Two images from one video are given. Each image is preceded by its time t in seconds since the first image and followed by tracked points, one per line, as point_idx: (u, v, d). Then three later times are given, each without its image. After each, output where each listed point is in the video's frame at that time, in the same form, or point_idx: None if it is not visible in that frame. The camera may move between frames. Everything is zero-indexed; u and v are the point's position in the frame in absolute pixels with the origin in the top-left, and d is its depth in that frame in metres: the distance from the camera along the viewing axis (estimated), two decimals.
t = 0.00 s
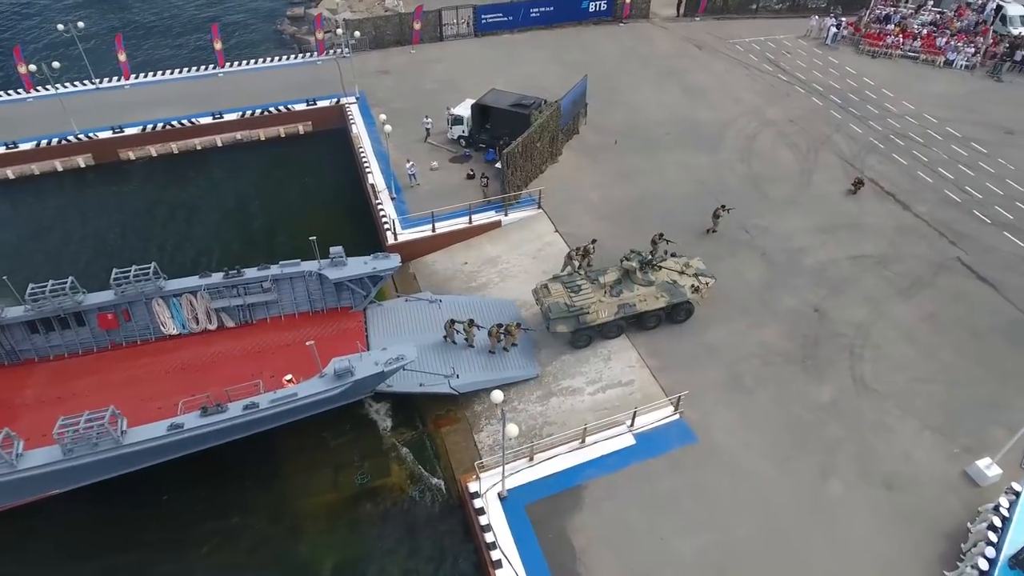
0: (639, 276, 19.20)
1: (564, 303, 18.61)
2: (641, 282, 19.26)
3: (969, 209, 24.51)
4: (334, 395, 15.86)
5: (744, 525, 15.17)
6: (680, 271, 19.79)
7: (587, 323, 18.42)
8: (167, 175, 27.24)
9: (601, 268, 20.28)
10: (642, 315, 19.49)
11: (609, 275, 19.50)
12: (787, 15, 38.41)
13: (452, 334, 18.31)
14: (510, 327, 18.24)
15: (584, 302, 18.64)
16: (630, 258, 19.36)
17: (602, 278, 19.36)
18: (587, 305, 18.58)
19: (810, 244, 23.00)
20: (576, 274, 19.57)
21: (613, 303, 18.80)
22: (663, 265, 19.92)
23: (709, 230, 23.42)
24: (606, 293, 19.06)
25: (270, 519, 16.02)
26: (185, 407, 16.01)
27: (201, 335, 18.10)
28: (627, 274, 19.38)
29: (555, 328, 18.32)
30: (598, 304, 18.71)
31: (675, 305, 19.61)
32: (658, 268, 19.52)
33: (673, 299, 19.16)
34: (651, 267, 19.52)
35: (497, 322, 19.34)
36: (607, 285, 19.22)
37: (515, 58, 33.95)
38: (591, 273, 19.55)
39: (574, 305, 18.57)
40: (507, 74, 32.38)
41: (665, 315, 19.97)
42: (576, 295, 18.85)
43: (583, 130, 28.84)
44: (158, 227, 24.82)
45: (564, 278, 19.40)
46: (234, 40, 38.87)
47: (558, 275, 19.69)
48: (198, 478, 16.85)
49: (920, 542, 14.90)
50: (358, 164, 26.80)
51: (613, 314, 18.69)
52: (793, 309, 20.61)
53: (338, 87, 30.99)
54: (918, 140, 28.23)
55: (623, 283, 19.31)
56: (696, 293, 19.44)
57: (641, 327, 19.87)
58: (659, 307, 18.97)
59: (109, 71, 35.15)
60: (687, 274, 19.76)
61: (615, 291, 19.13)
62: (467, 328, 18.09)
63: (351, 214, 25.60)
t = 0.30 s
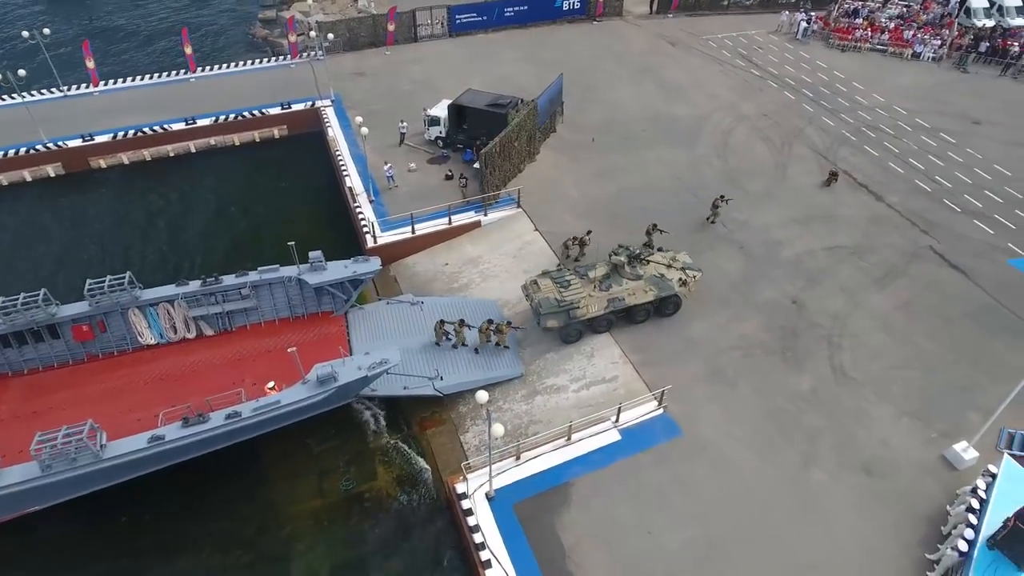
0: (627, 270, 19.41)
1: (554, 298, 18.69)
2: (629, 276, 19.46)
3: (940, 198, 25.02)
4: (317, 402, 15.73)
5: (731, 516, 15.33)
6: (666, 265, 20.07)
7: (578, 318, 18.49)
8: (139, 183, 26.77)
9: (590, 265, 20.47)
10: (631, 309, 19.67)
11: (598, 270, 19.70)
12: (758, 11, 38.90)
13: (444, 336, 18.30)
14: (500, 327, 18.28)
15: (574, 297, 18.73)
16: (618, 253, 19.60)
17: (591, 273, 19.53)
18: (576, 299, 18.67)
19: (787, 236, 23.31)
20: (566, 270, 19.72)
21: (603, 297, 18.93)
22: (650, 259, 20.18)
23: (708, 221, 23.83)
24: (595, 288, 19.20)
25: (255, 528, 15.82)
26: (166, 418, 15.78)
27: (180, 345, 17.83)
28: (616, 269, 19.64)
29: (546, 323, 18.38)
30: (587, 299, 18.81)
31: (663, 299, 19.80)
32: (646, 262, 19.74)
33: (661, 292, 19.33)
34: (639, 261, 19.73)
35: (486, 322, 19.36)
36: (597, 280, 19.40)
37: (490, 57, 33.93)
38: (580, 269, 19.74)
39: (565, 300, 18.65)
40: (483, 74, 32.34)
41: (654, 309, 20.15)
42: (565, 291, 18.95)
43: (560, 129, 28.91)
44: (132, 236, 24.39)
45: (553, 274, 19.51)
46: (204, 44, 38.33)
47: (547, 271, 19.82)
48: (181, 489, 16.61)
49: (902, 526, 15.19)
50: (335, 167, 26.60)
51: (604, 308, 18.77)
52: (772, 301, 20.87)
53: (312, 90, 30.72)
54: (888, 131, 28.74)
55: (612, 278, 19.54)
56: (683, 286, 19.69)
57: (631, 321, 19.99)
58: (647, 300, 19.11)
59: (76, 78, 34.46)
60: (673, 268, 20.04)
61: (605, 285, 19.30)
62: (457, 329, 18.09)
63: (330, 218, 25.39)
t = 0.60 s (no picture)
0: (618, 265, 19.50)
1: (546, 294, 18.92)
2: (621, 271, 19.57)
3: (915, 189, 25.45)
4: (303, 408, 15.62)
5: (718, 509, 15.46)
6: (657, 259, 20.19)
7: (570, 313, 18.67)
8: (116, 190, 26.39)
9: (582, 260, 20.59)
10: (623, 304, 19.78)
11: (589, 265, 19.80)
12: (733, 9, 39.29)
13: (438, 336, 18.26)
14: (493, 326, 18.26)
15: (566, 293, 18.97)
16: (609, 248, 19.73)
17: (583, 268, 19.62)
18: (569, 295, 18.88)
19: (767, 230, 23.56)
20: (557, 266, 19.96)
21: (595, 292, 19.09)
22: (641, 254, 20.30)
23: (709, 211, 24.28)
24: (587, 283, 19.37)
25: (243, 536, 15.67)
26: (149, 428, 15.57)
27: (161, 353, 17.60)
28: (607, 264, 19.73)
29: (538, 319, 18.57)
30: (580, 294, 19.00)
31: (654, 294, 19.98)
32: (637, 257, 19.84)
33: (652, 287, 19.54)
34: (630, 256, 19.81)
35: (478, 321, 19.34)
36: (589, 275, 19.52)
37: (469, 58, 33.89)
38: (572, 264, 19.86)
39: (557, 295, 18.88)
40: (462, 75, 32.31)
41: (645, 305, 20.28)
42: (557, 286, 19.20)
43: (540, 128, 28.96)
44: (110, 243, 24.05)
45: (545, 270, 19.75)
46: (179, 48, 37.86)
47: (539, 267, 20.07)
48: (165, 499, 16.40)
49: (885, 513, 15.43)
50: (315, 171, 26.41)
51: (596, 303, 18.97)
52: (754, 294, 21.09)
53: (290, 93, 30.46)
54: (863, 125, 29.16)
55: (603, 273, 19.66)
56: (674, 281, 19.87)
57: (623, 316, 20.14)
58: (638, 295, 19.31)
59: (48, 84, 33.88)
60: (664, 263, 20.18)
61: (596, 280, 19.44)
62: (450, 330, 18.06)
63: (311, 222, 25.21)
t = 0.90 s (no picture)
0: (607, 261, 19.69)
1: (537, 290, 19.04)
2: (610, 266, 19.76)
3: (889, 181, 25.88)
4: (287, 415, 15.49)
5: (704, 502, 15.60)
6: (645, 254, 20.35)
7: (562, 308, 18.82)
8: (89, 198, 25.94)
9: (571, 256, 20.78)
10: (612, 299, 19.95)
11: (579, 261, 20.01)
12: (707, 6, 39.64)
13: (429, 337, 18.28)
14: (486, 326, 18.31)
15: (557, 289, 19.10)
16: (598, 243, 19.97)
17: (573, 264, 19.84)
18: (560, 291, 19.03)
19: (745, 225, 23.81)
20: (547, 262, 20.07)
21: (585, 288, 19.29)
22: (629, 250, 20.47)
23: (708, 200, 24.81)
24: (578, 278, 19.54)
25: (228, 545, 15.50)
26: (129, 439, 15.33)
27: (140, 363, 17.33)
28: (596, 259, 19.95)
29: (530, 314, 18.65)
30: (571, 289, 19.17)
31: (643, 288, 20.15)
32: (626, 252, 20.02)
33: (641, 281, 19.71)
34: (619, 252, 20.04)
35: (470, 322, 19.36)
36: (579, 271, 19.72)
37: (446, 58, 33.82)
38: (561, 261, 20.05)
39: (548, 291, 19.00)
40: (440, 75, 32.22)
41: (634, 299, 20.42)
42: (548, 282, 19.32)
43: (519, 127, 28.99)
44: (84, 253, 23.62)
45: (535, 266, 19.85)
46: (151, 53, 37.29)
47: (529, 263, 20.15)
48: (148, 512, 16.17)
49: (867, 501, 15.69)
50: (293, 175, 26.19)
51: (586, 298, 19.15)
52: (734, 288, 21.31)
53: (266, 97, 30.17)
54: (838, 118, 29.59)
55: (593, 268, 19.86)
56: (662, 275, 20.04)
57: (614, 311, 20.30)
58: (628, 290, 19.48)
59: (17, 92, 33.18)
60: (652, 258, 20.34)
61: (586, 275, 19.63)
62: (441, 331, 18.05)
63: (291, 226, 24.98)
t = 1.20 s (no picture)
0: (595, 256, 19.79)
1: (527, 286, 19.12)
2: (598, 261, 19.86)
3: (863, 173, 26.31)
4: (270, 422, 15.34)
5: (690, 496, 15.75)
6: (632, 249, 20.56)
7: (551, 304, 18.95)
8: (61, 207, 25.44)
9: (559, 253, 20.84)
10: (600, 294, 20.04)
11: (567, 256, 20.09)
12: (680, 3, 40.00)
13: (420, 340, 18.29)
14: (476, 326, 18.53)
15: (547, 284, 19.18)
16: (586, 239, 20.09)
17: (561, 259, 19.92)
18: (549, 286, 19.10)
19: (724, 219, 24.05)
20: (536, 258, 20.13)
21: (574, 283, 19.33)
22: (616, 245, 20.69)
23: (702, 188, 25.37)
24: (567, 273, 19.60)
25: (213, 556, 15.31)
26: (109, 452, 15.08)
27: (118, 374, 17.05)
28: (584, 255, 20.04)
29: (519, 310, 18.76)
30: (560, 284, 19.23)
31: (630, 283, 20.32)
32: (613, 247, 20.22)
33: (629, 276, 19.88)
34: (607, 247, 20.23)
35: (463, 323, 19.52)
36: (567, 266, 19.79)
37: (423, 59, 33.70)
38: (550, 256, 20.12)
39: (537, 286, 19.08)
40: (416, 76, 32.11)
41: (622, 294, 20.59)
42: (537, 278, 19.38)
43: (497, 127, 28.99)
44: (56, 263, 23.15)
45: (524, 263, 19.92)
46: (121, 58, 36.66)
47: (518, 260, 20.22)
48: (130, 525, 15.91)
49: (849, 488, 15.94)
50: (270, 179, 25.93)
51: (575, 293, 19.26)
52: (715, 282, 21.52)
53: (241, 101, 29.83)
54: (811, 112, 30.02)
55: (581, 264, 19.95)
56: (649, 269, 20.25)
57: (602, 306, 20.38)
58: (616, 284, 19.59)
59: None
60: (639, 253, 20.56)
61: (575, 270, 19.70)
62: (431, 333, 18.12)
63: (269, 231, 24.73)
